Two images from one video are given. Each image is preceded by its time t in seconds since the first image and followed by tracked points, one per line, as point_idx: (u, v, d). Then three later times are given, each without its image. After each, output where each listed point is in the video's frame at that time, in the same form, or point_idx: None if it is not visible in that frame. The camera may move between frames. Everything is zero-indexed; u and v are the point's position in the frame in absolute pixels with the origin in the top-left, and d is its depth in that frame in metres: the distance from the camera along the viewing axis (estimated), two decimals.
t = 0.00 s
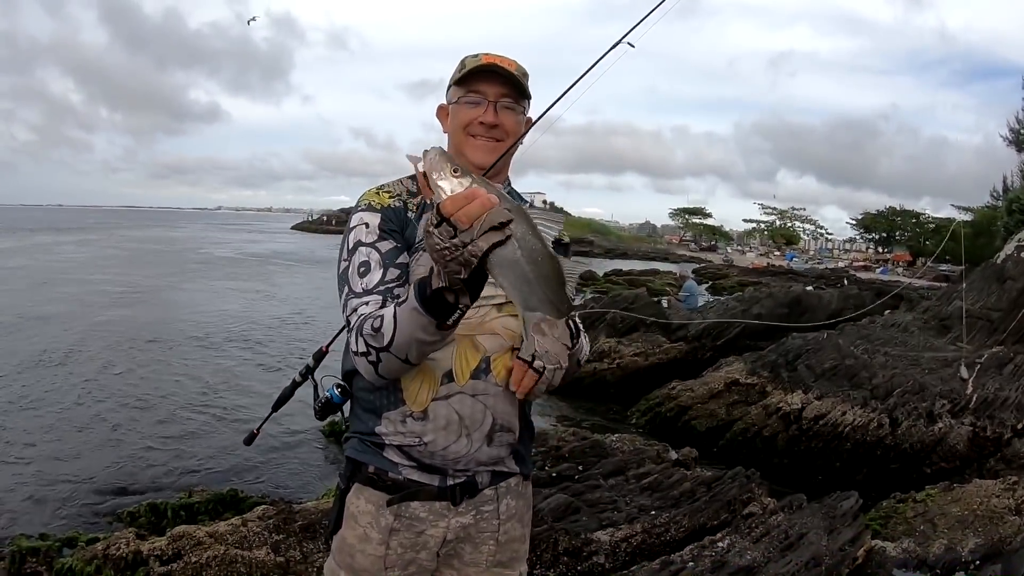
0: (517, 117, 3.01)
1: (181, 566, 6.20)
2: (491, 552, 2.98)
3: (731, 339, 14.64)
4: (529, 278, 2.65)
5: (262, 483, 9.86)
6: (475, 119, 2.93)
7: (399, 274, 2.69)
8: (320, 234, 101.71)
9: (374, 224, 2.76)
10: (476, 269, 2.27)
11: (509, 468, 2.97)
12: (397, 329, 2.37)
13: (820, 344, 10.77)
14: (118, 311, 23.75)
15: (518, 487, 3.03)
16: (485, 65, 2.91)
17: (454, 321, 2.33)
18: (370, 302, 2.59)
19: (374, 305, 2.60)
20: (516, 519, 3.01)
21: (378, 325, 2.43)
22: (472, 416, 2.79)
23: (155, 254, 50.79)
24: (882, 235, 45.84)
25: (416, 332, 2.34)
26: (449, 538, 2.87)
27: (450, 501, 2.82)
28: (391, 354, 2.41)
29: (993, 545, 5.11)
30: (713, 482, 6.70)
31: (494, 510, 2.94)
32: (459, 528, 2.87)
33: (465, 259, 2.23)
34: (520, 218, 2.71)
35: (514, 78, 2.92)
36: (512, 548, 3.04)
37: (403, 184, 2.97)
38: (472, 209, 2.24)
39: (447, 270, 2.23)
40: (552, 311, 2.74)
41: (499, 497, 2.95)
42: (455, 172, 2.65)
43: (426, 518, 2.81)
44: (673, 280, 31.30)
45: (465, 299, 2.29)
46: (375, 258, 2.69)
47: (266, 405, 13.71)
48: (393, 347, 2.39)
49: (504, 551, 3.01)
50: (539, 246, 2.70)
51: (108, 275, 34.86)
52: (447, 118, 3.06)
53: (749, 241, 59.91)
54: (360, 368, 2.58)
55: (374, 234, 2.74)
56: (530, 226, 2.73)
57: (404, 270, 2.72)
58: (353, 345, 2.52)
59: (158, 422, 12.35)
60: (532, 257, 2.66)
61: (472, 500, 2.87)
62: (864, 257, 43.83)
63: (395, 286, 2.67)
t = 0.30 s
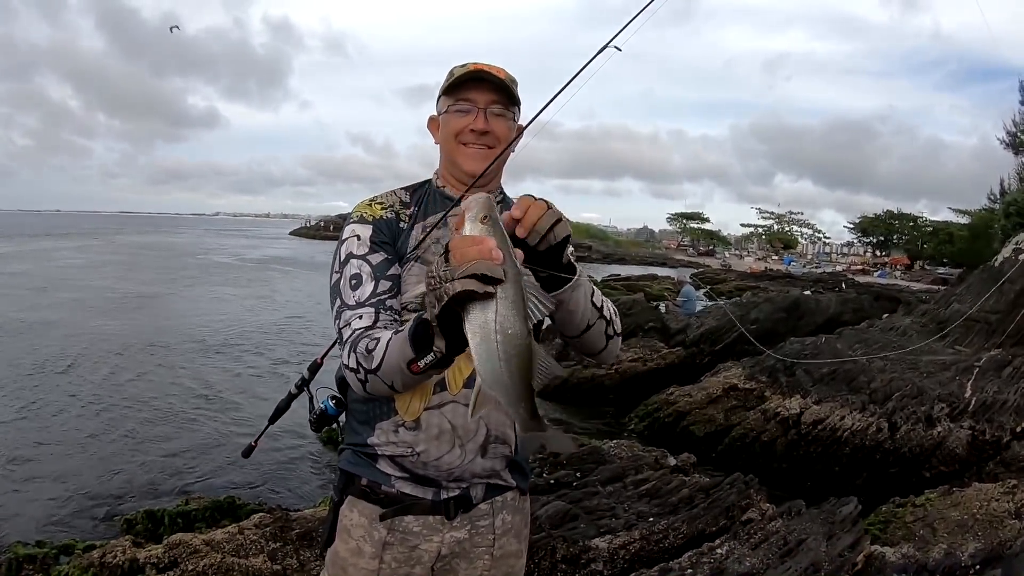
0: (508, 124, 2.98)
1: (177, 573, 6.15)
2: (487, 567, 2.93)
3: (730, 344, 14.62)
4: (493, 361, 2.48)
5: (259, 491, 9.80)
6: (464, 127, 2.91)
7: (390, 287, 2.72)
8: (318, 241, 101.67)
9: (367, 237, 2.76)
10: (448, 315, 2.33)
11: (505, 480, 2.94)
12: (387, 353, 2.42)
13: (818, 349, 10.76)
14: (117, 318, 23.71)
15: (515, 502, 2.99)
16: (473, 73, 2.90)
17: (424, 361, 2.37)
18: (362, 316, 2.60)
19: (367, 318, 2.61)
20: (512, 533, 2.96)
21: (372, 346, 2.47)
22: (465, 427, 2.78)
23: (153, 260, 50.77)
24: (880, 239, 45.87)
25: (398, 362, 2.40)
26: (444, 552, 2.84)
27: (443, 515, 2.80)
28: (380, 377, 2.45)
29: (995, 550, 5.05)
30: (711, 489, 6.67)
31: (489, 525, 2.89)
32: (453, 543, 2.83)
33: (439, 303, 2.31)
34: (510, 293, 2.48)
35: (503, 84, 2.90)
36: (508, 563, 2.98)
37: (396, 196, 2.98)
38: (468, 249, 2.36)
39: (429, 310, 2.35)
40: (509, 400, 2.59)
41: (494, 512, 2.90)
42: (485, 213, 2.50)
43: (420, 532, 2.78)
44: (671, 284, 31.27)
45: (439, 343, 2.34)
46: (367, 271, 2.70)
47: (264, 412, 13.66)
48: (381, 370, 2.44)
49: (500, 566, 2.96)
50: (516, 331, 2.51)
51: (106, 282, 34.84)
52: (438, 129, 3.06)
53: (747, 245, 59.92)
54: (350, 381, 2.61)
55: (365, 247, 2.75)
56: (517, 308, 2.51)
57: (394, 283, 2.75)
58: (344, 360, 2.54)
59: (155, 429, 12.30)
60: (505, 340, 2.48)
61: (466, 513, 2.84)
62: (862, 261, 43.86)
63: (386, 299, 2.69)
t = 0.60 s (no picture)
0: (498, 119, 2.95)
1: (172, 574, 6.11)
2: (482, 571, 2.89)
3: (727, 346, 14.62)
4: (467, 368, 2.42)
5: (253, 491, 9.77)
6: (453, 124, 2.89)
7: (381, 291, 2.72)
8: (316, 242, 101.43)
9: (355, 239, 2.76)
10: (430, 316, 2.34)
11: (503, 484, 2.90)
12: (376, 360, 2.45)
13: (814, 351, 10.77)
14: (113, 318, 23.67)
15: (510, 507, 2.95)
16: (460, 68, 2.87)
17: (406, 361, 2.37)
18: (353, 321, 2.62)
19: (358, 324, 2.63)
20: (507, 537, 2.93)
21: (362, 354, 2.49)
22: (462, 430, 2.75)
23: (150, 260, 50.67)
24: (877, 242, 45.93)
25: (385, 369, 2.43)
26: (438, 557, 2.82)
27: (438, 520, 2.78)
28: (368, 384, 2.47)
29: (990, 554, 5.04)
30: (707, 491, 6.66)
31: (484, 529, 2.86)
32: (449, 548, 2.81)
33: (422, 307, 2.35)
34: (492, 301, 2.42)
35: (490, 77, 2.87)
36: (503, 568, 2.94)
37: (386, 194, 2.98)
38: (455, 252, 2.37)
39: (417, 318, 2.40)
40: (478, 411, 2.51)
41: (490, 516, 2.87)
42: (487, 223, 2.47)
43: (414, 537, 2.77)
44: (668, 286, 31.28)
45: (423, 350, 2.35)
46: (356, 274, 2.70)
47: (259, 412, 13.61)
48: (371, 377, 2.46)
49: (495, 570, 2.91)
50: (494, 342, 2.45)
51: (103, 281, 34.75)
52: (426, 126, 3.04)
53: (743, 247, 59.96)
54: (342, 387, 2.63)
55: (354, 250, 2.74)
56: (497, 319, 2.45)
57: (385, 284, 2.75)
58: (336, 366, 2.57)
59: (151, 429, 12.25)
60: (481, 349, 2.42)
61: (462, 518, 2.82)
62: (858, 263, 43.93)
63: (378, 302, 2.70)
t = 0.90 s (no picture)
0: (489, 113, 2.95)
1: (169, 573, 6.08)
2: (481, 572, 2.87)
3: (725, 345, 14.62)
4: (453, 369, 2.37)
5: (251, 490, 9.74)
6: (445, 119, 2.88)
7: (375, 294, 2.71)
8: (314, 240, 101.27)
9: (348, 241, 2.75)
10: (419, 314, 2.32)
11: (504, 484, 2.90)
12: (369, 365, 2.44)
13: (813, 351, 10.78)
14: (111, 317, 23.62)
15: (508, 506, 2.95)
16: (449, 63, 2.86)
17: (395, 365, 2.37)
18: (348, 325, 2.61)
19: (354, 327, 2.62)
20: (505, 537, 2.92)
21: (357, 360, 2.49)
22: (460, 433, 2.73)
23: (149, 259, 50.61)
24: (875, 242, 45.95)
25: (378, 375, 2.42)
26: (437, 559, 2.80)
27: (438, 522, 2.76)
28: (362, 389, 2.47)
29: (988, 553, 5.04)
30: (705, 490, 6.65)
31: (483, 530, 2.85)
32: (447, 550, 2.79)
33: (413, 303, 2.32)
34: (482, 302, 2.36)
35: (480, 72, 2.87)
36: (502, 568, 2.93)
37: (377, 193, 2.97)
38: (451, 249, 2.35)
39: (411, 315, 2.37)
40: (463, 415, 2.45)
41: (488, 517, 2.86)
42: (485, 224, 2.45)
43: (413, 540, 2.75)
44: (667, 285, 31.25)
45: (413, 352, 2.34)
46: (349, 277, 2.69)
47: (256, 411, 13.58)
48: (365, 383, 2.45)
49: (494, 570, 2.90)
50: (483, 344, 2.38)
51: (101, 279, 34.67)
52: (416, 122, 3.02)
53: (742, 246, 59.96)
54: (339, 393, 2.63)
55: (347, 253, 2.73)
56: (487, 321, 2.38)
57: (380, 287, 2.74)
58: (332, 371, 2.56)
59: (148, 428, 12.22)
60: (468, 350, 2.35)
61: (462, 519, 2.80)
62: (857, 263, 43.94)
63: (373, 304, 2.69)
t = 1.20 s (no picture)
0: (471, 95, 2.92)
1: (161, 566, 6.02)
2: (470, 564, 2.83)
3: (719, 340, 14.62)
4: (439, 357, 2.31)
5: (244, 483, 9.69)
6: (427, 101, 2.84)
7: (358, 282, 2.67)
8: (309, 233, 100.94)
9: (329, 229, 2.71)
10: (400, 301, 2.27)
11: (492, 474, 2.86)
12: (351, 357, 2.40)
13: (807, 345, 10.77)
14: (103, 310, 23.46)
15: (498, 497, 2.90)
16: (430, 44, 2.82)
17: (378, 357, 2.34)
18: (330, 315, 2.57)
19: (336, 317, 2.58)
20: (495, 529, 2.88)
21: (340, 351, 2.45)
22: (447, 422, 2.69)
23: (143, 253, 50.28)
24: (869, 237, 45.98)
25: (360, 367, 2.38)
26: (426, 552, 2.74)
27: (427, 514, 2.71)
28: (346, 381, 2.43)
29: (982, 548, 5.03)
30: (700, 484, 6.63)
31: (472, 521, 2.81)
32: (436, 542, 2.74)
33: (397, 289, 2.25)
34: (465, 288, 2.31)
35: (462, 53, 2.83)
36: (491, 560, 2.88)
37: (359, 178, 2.93)
38: (433, 236, 2.30)
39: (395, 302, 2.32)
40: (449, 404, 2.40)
41: (477, 508, 2.82)
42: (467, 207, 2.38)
43: (401, 533, 2.70)
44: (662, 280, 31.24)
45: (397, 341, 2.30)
46: (331, 265, 2.65)
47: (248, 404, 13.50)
48: (348, 374, 2.41)
49: (483, 562, 2.85)
50: (469, 330, 2.32)
51: (94, 272, 34.48)
52: (397, 106, 2.98)
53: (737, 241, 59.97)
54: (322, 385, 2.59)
55: (329, 241, 2.69)
56: (471, 308, 2.33)
57: (362, 275, 2.70)
58: (314, 363, 2.53)
59: (139, 421, 12.12)
60: (454, 336, 2.30)
61: (451, 511, 2.76)
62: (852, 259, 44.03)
63: (355, 293, 2.65)
